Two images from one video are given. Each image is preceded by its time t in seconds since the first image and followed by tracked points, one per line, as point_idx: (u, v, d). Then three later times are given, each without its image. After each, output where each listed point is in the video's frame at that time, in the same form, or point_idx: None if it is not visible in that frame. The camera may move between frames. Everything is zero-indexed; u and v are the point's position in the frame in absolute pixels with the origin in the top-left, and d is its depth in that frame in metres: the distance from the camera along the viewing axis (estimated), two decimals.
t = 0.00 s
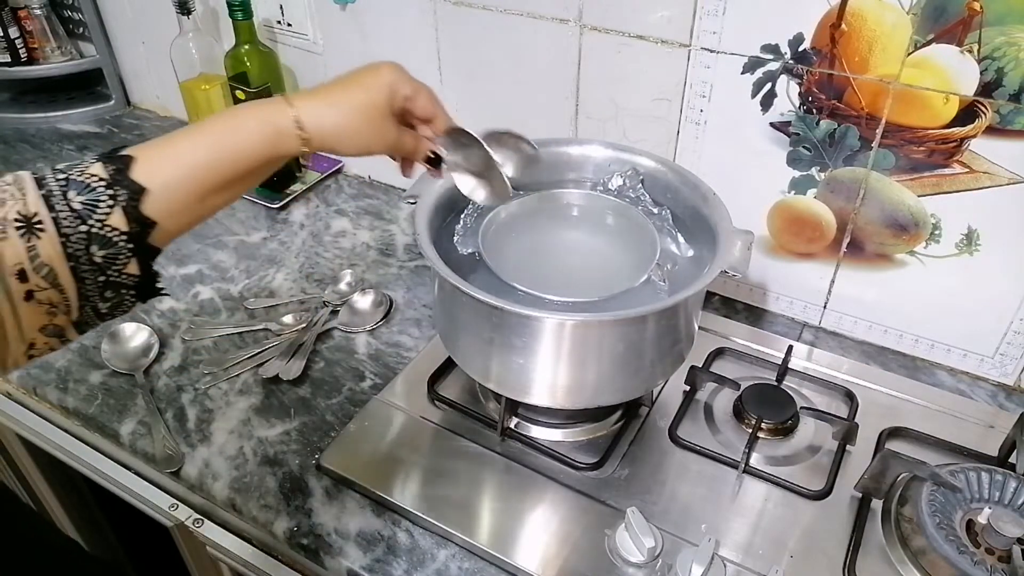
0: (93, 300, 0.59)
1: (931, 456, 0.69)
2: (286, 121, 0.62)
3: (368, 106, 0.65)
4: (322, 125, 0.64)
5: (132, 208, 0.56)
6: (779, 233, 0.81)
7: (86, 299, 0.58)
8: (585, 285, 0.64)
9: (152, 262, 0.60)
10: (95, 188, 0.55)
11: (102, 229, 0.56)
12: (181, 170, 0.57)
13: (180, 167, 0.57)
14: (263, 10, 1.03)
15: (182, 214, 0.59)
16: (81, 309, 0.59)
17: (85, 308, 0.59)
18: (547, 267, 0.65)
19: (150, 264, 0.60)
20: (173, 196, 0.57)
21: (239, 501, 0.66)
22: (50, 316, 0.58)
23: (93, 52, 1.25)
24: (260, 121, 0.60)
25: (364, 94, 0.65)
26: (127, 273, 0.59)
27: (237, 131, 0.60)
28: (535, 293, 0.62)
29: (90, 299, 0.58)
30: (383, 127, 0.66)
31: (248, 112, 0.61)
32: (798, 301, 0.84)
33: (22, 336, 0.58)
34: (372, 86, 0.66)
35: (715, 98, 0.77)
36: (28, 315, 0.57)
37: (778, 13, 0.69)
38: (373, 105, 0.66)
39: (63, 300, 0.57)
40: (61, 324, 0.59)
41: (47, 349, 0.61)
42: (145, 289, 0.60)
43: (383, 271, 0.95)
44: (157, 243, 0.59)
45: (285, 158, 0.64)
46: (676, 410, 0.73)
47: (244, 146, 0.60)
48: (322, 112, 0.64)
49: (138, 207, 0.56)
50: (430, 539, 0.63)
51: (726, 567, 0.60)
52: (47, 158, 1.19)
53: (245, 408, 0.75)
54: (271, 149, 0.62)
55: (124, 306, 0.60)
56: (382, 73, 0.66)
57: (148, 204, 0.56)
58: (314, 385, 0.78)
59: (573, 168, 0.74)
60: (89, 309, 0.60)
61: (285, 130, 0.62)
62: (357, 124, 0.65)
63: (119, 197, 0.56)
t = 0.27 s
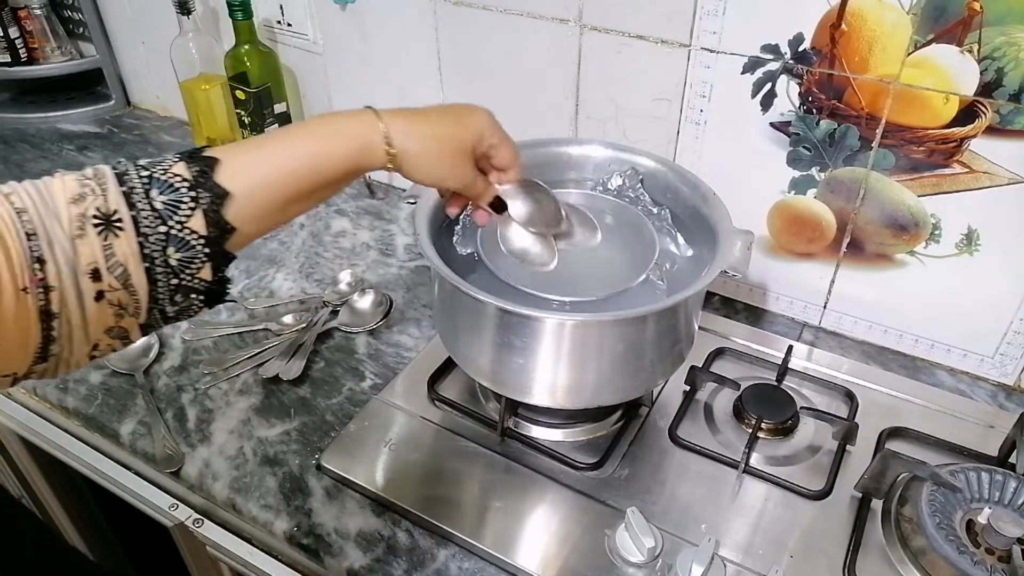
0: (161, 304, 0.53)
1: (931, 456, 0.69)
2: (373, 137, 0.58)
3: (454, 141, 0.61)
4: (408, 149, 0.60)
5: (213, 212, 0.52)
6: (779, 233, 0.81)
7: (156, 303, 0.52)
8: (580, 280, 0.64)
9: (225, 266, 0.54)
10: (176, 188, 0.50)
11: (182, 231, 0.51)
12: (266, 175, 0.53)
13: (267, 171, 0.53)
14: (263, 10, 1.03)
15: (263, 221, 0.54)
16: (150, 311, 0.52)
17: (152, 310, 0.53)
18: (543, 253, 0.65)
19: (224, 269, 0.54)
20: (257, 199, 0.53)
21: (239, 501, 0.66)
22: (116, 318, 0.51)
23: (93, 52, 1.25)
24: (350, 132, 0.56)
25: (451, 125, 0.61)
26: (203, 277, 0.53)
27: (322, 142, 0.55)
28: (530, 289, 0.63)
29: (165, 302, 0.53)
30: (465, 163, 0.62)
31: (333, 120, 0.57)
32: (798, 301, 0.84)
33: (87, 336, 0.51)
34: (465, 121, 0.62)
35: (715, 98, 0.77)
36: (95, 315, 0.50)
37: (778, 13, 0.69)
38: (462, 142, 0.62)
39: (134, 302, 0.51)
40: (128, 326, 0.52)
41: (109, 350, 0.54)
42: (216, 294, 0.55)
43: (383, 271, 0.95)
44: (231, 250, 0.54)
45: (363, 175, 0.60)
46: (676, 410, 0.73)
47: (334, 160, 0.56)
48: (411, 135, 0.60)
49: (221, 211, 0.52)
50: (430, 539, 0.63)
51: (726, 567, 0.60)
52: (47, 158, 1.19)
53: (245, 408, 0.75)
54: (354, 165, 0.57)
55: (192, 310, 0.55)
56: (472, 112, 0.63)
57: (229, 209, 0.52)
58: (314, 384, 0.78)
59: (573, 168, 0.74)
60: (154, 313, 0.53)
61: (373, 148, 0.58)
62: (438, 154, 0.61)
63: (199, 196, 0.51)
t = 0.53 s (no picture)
0: (196, 318, 0.52)
1: (931, 456, 0.69)
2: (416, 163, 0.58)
3: (495, 172, 0.61)
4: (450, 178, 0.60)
5: (259, 228, 0.52)
6: (779, 233, 0.81)
7: (192, 316, 0.52)
8: (578, 275, 0.66)
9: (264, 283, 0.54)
10: (223, 202, 0.51)
11: (226, 246, 0.51)
12: (310, 192, 0.53)
13: (312, 192, 0.53)
14: (263, 10, 1.03)
15: (305, 238, 0.54)
16: (184, 325, 0.52)
17: (187, 324, 0.53)
18: (542, 246, 0.66)
19: (263, 286, 0.54)
20: (302, 217, 0.53)
21: (239, 501, 0.66)
22: (150, 330, 0.51)
23: (92, 52, 1.25)
24: (396, 155, 0.57)
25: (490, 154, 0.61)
26: (240, 293, 0.53)
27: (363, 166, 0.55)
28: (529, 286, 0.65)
29: (199, 317, 0.52)
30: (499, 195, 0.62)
31: (378, 141, 0.57)
32: (797, 301, 0.84)
33: (120, 349, 0.51)
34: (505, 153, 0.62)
35: (715, 98, 0.77)
36: (131, 326, 0.50)
37: (778, 12, 0.69)
38: (500, 176, 0.62)
39: (170, 315, 0.51)
40: (159, 339, 0.52)
41: (139, 362, 0.54)
42: (250, 310, 0.54)
43: (383, 271, 0.95)
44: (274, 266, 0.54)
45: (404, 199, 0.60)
46: (676, 410, 0.73)
47: (377, 180, 0.56)
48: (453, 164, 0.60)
49: (266, 228, 0.52)
50: (430, 539, 0.63)
51: (726, 567, 0.60)
52: (47, 158, 1.19)
53: (245, 408, 0.75)
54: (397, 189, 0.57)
55: (226, 325, 0.55)
56: (510, 149, 0.63)
57: (275, 227, 0.52)
58: (314, 384, 0.78)
59: (573, 168, 0.74)
60: (188, 326, 0.53)
61: (416, 174, 0.58)
62: (476, 186, 0.60)
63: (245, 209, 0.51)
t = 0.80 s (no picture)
0: (167, 312, 0.51)
1: (931, 456, 0.69)
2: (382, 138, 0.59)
3: (460, 128, 0.63)
4: (416, 149, 0.61)
5: (223, 219, 0.51)
6: (779, 233, 0.81)
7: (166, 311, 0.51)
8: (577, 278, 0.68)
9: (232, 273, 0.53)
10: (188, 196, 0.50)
11: (192, 238, 0.50)
12: (273, 181, 0.53)
13: (276, 180, 0.53)
14: (263, 10, 1.03)
15: (273, 226, 0.54)
16: (154, 320, 0.51)
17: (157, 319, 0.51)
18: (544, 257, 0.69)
19: (231, 277, 0.53)
20: (268, 203, 0.53)
21: (239, 501, 0.66)
22: (121, 326, 0.49)
23: (92, 52, 1.25)
24: (360, 135, 0.57)
25: (451, 111, 0.62)
26: (210, 285, 0.51)
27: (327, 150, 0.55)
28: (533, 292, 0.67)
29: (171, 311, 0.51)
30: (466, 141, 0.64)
31: (340, 126, 0.57)
32: (797, 301, 0.84)
33: (91, 346, 0.49)
34: (466, 98, 0.63)
35: (715, 98, 0.77)
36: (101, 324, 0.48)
37: (778, 13, 0.69)
38: (464, 129, 0.63)
39: (141, 311, 0.49)
40: (131, 334, 0.51)
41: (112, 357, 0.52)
42: (219, 302, 0.53)
43: (383, 271, 0.95)
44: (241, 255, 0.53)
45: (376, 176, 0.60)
46: (676, 410, 0.73)
47: (342, 163, 0.56)
48: (422, 131, 0.61)
49: (231, 219, 0.51)
50: (430, 539, 0.63)
51: (726, 567, 0.60)
52: (47, 158, 1.19)
53: (245, 408, 0.75)
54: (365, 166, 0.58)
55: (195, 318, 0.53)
56: (466, 87, 0.64)
57: (241, 217, 0.52)
58: (314, 385, 0.78)
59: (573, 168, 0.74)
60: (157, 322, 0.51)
61: (382, 153, 0.59)
62: (438, 146, 0.62)
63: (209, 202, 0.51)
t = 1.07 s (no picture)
0: (54, 283, 0.55)
1: (931, 456, 0.69)
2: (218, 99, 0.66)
3: (298, 93, 0.72)
4: (272, 111, 0.70)
5: (95, 186, 0.55)
6: (779, 233, 0.81)
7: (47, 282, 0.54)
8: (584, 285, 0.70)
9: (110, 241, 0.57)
10: (58, 168, 0.54)
11: (68, 207, 0.54)
12: (140, 146, 0.58)
13: (145, 149, 0.58)
14: (263, 10, 1.03)
15: (145, 193, 0.59)
16: (41, 292, 0.55)
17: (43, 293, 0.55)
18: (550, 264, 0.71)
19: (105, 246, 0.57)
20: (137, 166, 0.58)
21: (239, 501, 0.66)
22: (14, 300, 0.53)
23: (93, 53, 1.25)
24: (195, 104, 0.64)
25: (270, 91, 0.70)
26: (88, 253, 0.56)
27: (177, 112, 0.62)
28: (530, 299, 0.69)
29: (56, 282, 0.55)
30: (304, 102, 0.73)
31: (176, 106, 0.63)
32: (797, 301, 0.84)
33: None
34: (296, 68, 0.73)
35: (715, 98, 0.77)
36: None
37: (778, 12, 0.69)
38: (303, 90, 0.73)
39: (29, 281, 0.53)
40: (21, 307, 0.54)
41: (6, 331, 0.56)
42: (100, 271, 0.57)
43: (383, 271, 0.95)
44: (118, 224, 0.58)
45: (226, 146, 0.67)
46: (677, 410, 0.73)
47: (193, 129, 0.62)
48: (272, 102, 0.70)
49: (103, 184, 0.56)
50: (430, 539, 0.63)
51: (726, 567, 0.60)
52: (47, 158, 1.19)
53: (245, 408, 0.75)
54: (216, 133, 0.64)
55: (79, 288, 0.57)
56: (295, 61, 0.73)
57: (113, 182, 0.56)
58: (314, 385, 0.78)
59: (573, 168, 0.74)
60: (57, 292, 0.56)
61: (235, 117, 0.66)
62: (295, 107, 0.72)
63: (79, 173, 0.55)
